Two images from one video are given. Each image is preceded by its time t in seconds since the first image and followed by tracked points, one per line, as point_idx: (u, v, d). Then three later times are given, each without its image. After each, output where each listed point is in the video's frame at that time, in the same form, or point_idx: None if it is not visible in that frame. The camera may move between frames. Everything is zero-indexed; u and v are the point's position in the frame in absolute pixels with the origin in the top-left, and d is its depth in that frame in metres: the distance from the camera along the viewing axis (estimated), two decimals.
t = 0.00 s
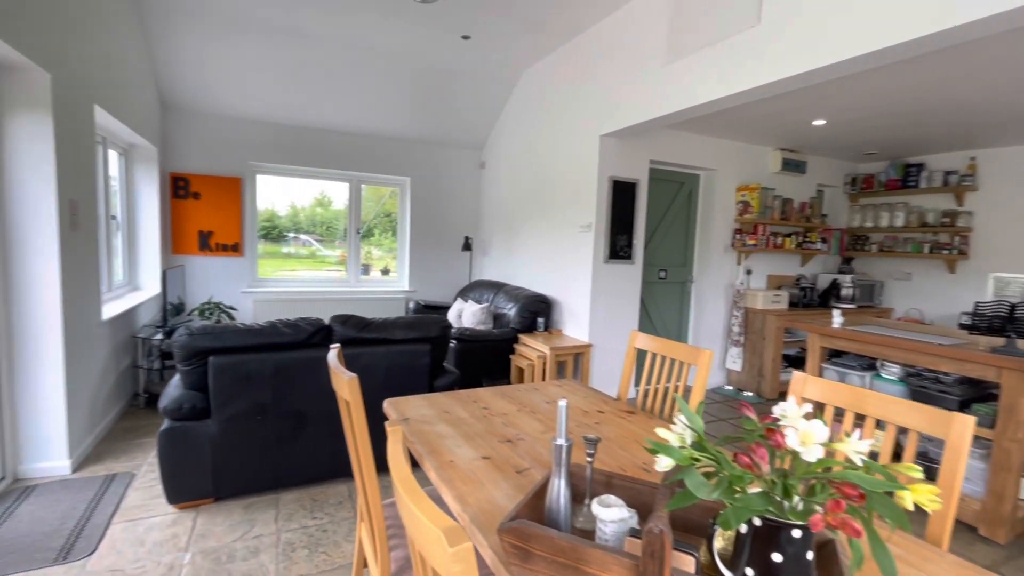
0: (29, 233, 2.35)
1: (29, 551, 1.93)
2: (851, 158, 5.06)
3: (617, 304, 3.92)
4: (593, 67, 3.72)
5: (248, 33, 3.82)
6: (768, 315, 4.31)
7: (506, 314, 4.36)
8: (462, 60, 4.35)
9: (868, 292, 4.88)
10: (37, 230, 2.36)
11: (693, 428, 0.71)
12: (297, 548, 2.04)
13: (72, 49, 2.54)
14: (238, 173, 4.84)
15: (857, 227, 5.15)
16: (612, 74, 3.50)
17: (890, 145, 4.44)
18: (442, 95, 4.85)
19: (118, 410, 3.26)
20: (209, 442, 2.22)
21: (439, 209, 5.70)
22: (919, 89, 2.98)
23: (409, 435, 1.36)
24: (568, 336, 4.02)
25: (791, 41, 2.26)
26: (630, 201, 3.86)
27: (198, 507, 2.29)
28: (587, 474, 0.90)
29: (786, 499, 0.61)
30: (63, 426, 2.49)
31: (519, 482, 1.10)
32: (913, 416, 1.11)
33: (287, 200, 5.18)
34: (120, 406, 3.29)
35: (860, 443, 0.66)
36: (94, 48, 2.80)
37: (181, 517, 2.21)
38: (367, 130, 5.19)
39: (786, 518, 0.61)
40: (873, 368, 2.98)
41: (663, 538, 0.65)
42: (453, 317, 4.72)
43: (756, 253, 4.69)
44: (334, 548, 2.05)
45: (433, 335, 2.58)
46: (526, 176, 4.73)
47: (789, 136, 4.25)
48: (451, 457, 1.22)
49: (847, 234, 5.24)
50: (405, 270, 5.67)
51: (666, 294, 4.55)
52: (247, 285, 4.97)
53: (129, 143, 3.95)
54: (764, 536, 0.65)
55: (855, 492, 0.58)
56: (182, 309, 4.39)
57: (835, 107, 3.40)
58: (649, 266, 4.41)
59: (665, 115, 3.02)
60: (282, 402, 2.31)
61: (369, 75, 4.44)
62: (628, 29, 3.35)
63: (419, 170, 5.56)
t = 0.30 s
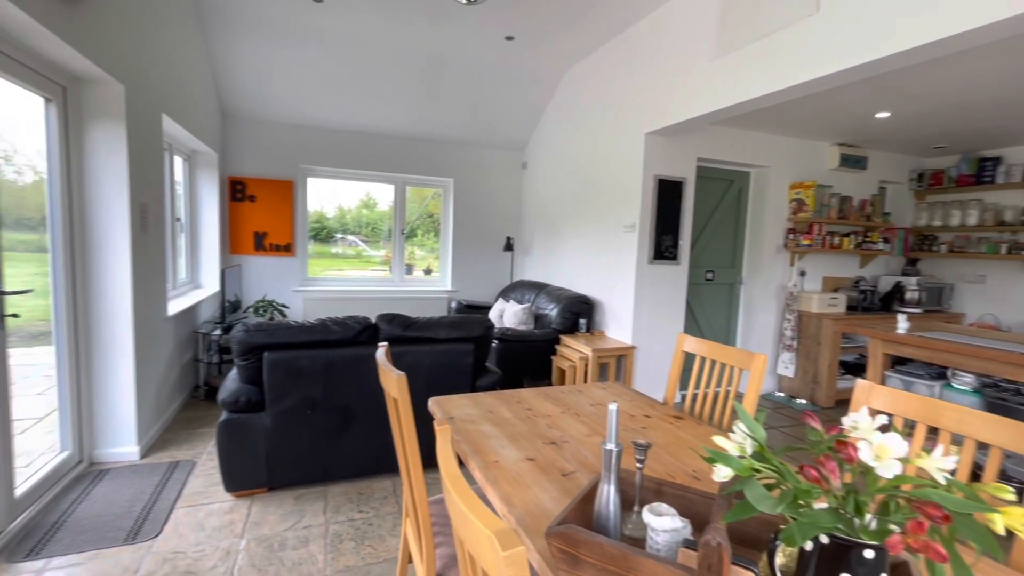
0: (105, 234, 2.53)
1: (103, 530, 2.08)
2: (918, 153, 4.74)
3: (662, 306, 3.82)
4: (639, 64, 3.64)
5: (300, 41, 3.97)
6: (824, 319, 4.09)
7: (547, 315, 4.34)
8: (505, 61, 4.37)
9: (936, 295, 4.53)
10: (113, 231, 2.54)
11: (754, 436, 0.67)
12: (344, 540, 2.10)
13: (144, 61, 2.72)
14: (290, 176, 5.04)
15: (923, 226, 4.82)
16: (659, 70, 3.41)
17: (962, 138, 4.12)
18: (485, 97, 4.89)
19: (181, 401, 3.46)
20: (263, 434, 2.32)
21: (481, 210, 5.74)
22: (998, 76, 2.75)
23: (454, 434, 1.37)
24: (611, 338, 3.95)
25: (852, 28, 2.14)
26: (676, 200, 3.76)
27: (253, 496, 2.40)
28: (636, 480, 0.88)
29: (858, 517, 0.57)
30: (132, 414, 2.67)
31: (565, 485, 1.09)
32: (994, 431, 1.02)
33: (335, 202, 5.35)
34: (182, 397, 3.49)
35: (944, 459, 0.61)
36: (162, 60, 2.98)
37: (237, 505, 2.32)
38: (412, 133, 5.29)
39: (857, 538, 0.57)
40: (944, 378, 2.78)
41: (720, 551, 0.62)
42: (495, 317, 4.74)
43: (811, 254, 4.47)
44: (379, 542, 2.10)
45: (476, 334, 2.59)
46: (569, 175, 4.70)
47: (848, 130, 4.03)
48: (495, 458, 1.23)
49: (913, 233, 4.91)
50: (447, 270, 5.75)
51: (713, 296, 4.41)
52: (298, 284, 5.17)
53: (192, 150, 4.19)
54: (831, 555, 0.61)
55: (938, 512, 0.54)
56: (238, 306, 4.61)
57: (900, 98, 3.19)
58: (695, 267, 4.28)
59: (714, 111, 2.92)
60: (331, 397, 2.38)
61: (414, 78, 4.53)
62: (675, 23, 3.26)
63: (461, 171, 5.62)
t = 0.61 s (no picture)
0: (168, 235, 2.68)
1: (165, 514, 2.20)
2: (990, 146, 4.41)
3: (707, 308, 3.71)
4: (684, 60, 3.55)
5: (347, 48, 4.10)
6: (882, 324, 3.87)
7: (587, 316, 4.30)
8: (546, 61, 4.36)
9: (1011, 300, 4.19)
10: (174, 232, 2.69)
11: (816, 448, 0.64)
12: (387, 534, 2.15)
13: (203, 71, 2.87)
14: (336, 179, 5.21)
15: (996, 225, 4.48)
16: (706, 65, 3.32)
17: None
18: (526, 98, 4.89)
19: (235, 394, 3.63)
20: (311, 428, 2.40)
21: (520, 210, 5.75)
22: None
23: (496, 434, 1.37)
24: (652, 340, 3.87)
25: (918, 16, 2.02)
26: (723, 199, 3.65)
27: (301, 488, 2.48)
28: (685, 488, 0.85)
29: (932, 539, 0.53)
30: (191, 406, 2.82)
31: (609, 490, 1.07)
32: None
33: (378, 203, 5.49)
34: (236, 390, 3.66)
35: None
36: (220, 70, 3.14)
37: (286, 496, 2.42)
38: (453, 135, 5.36)
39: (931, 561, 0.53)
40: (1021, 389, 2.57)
41: (778, 567, 0.59)
42: (534, 318, 4.74)
43: (868, 255, 4.24)
44: (421, 538, 2.13)
45: (516, 335, 2.59)
46: (610, 175, 4.64)
47: (911, 124, 3.79)
48: (538, 459, 1.22)
49: (983, 232, 4.57)
50: (487, 270, 5.79)
51: (761, 298, 4.25)
52: (343, 283, 5.33)
53: (246, 155, 4.39)
54: None
55: None
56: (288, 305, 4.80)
57: (971, 88, 2.98)
58: (742, 268, 4.14)
59: (764, 106, 2.82)
60: (375, 394, 2.44)
61: (455, 81, 4.58)
62: (723, 17, 3.16)
63: (501, 172, 5.64)
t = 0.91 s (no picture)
0: (220, 237, 2.82)
1: (217, 503, 2.32)
2: None
3: (750, 310, 3.59)
4: (728, 55, 3.45)
5: (388, 53, 4.20)
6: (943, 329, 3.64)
7: (625, 317, 4.24)
8: (584, 59, 4.33)
9: None
10: (226, 233, 2.82)
11: (877, 462, 0.60)
12: (425, 530, 2.18)
13: (253, 79, 2.99)
14: (377, 181, 5.34)
15: None
16: (750, 60, 3.21)
17: None
18: (564, 98, 4.87)
19: (281, 390, 3.78)
20: (353, 424, 2.47)
21: (557, 210, 5.73)
22: None
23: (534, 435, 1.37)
24: (692, 343, 3.78)
25: None
26: (768, 197, 3.52)
27: (342, 482, 2.56)
28: (730, 496, 0.83)
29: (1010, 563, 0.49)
30: (240, 400, 2.95)
31: (650, 496, 1.05)
32: None
33: (417, 204, 5.59)
34: (282, 386, 3.80)
35: None
36: (269, 78, 3.28)
37: (329, 489, 2.49)
38: (490, 136, 5.40)
39: None
40: None
41: None
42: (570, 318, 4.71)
43: (928, 256, 4.00)
44: (458, 535, 2.15)
45: (553, 335, 2.59)
46: (649, 174, 4.56)
47: (977, 115, 3.55)
48: (576, 462, 1.21)
49: None
50: (524, 270, 5.80)
51: (808, 300, 4.08)
52: (383, 283, 5.45)
53: (293, 159, 4.56)
54: None
55: None
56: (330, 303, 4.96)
57: None
58: (789, 269, 3.98)
59: (812, 101, 2.71)
60: (414, 392, 2.49)
61: (493, 83, 4.61)
62: (769, 8, 3.05)
63: (538, 172, 5.64)
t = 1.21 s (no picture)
0: (270, 237, 2.94)
1: (265, 492, 2.41)
2: None
3: (799, 312, 3.44)
4: (777, 46, 3.32)
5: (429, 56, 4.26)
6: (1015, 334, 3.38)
7: (665, 318, 4.15)
8: (624, 56, 4.27)
9: None
10: (276, 234, 2.94)
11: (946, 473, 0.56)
12: (462, 527, 2.20)
13: (301, 84, 3.10)
14: (417, 182, 5.43)
15: None
16: (802, 50, 3.08)
17: None
18: (603, 96, 4.82)
19: (325, 385, 3.90)
20: (393, 421, 2.52)
21: (595, 210, 5.67)
22: None
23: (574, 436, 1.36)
24: (736, 345, 3.66)
25: None
26: (819, 194, 3.37)
27: (383, 477, 2.61)
28: (781, 505, 0.79)
29: None
30: (287, 394, 3.06)
31: (695, 502, 1.02)
32: None
33: (455, 204, 5.65)
34: (326, 381, 3.93)
35: None
36: (315, 84, 3.39)
37: (370, 483, 2.55)
38: (528, 136, 5.39)
39: None
40: None
41: None
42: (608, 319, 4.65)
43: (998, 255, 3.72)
44: (495, 534, 2.16)
45: (592, 336, 2.56)
46: (692, 172, 4.45)
47: None
48: (617, 464, 1.19)
49: None
50: (561, 271, 5.77)
51: (863, 302, 3.87)
52: (422, 282, 5.55)
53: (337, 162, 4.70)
54: None
55: None
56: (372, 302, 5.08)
57: None
58: (842, 269, 3.79)
59: (868, 92, 2.57)
60: (453, 390, 2.52)
61: (532, 83, 4.61)
62: None
63: (577, 172, 5.60)
